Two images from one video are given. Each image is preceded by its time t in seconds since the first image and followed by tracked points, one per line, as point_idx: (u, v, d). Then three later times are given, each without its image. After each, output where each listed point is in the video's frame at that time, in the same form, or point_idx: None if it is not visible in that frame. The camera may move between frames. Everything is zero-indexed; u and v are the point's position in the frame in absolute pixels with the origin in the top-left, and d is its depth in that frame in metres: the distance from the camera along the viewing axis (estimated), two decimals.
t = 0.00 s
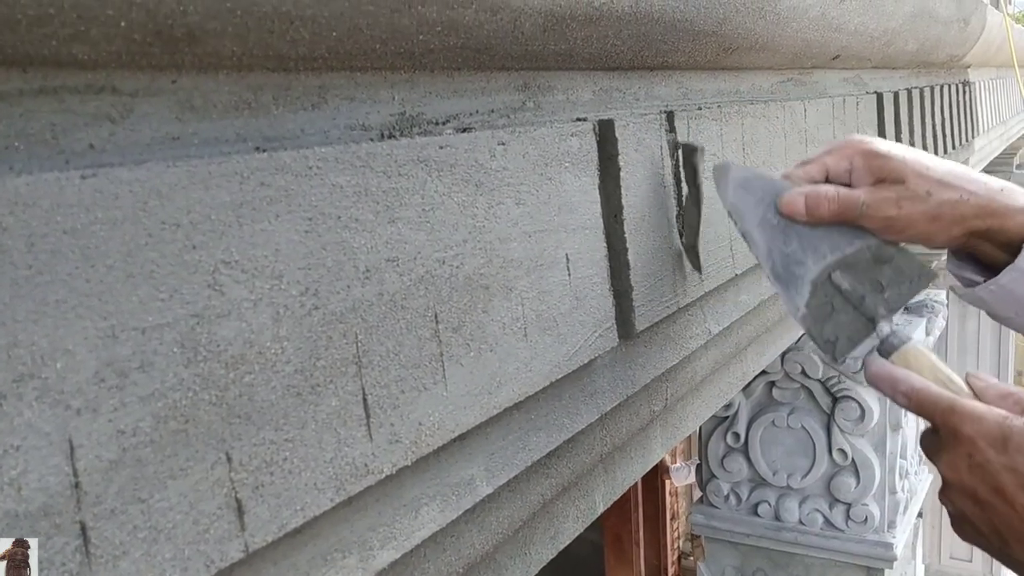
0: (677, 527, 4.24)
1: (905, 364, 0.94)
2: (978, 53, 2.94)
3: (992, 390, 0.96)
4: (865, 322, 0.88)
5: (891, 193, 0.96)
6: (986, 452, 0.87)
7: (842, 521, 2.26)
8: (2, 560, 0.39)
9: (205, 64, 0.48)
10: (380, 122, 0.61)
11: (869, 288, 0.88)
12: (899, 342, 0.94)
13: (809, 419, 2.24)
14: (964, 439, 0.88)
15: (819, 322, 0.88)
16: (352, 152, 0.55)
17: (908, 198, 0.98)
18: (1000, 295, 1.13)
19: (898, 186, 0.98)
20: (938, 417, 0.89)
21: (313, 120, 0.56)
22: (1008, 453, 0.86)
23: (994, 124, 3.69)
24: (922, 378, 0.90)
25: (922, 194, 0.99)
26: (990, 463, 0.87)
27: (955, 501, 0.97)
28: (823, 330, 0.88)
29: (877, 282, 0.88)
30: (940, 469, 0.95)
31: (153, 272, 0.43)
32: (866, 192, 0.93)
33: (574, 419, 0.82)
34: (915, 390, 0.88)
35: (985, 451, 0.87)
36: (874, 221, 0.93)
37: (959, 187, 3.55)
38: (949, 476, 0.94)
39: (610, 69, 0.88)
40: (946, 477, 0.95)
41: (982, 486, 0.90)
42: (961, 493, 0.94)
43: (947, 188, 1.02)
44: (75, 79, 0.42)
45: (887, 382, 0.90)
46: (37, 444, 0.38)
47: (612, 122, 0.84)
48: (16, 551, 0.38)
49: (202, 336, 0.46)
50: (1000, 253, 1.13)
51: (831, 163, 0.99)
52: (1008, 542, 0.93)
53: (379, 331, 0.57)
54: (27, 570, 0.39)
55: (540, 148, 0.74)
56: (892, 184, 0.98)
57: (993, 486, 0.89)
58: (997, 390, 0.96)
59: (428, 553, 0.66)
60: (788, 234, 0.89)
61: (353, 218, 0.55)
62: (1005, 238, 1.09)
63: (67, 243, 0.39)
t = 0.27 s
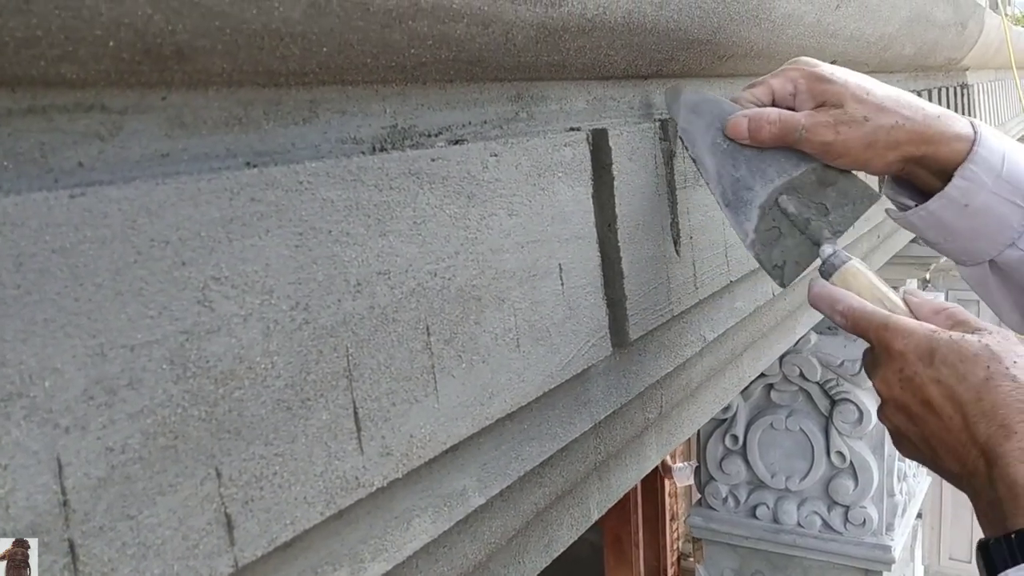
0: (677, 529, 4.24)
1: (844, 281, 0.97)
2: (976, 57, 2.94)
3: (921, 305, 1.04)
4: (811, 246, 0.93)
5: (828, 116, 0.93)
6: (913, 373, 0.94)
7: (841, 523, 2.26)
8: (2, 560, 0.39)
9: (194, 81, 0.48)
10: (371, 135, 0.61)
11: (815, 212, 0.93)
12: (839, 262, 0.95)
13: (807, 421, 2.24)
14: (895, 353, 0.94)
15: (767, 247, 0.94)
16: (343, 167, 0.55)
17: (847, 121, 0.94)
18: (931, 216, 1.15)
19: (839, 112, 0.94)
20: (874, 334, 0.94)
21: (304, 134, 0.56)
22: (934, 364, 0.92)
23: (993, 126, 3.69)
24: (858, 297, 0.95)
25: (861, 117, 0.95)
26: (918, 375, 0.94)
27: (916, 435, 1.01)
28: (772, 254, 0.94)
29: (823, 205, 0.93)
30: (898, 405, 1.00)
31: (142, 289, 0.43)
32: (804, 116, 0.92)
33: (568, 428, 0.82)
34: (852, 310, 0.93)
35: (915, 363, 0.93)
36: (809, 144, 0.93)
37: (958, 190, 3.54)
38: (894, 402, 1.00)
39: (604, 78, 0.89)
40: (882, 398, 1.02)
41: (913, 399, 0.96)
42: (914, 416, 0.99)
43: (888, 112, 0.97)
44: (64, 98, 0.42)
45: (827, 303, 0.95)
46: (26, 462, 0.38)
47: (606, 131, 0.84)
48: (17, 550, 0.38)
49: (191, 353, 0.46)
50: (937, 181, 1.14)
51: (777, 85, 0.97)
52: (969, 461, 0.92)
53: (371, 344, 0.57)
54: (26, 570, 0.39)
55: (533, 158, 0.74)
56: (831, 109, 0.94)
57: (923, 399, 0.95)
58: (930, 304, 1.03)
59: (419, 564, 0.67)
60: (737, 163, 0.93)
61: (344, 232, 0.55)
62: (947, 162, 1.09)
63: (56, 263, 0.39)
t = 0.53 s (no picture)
0: (677, 530, 4.24)
1: (871, 397, 0.90)
2: (976, 57, 2.94)
3: (951, 412, 0.96)
4: (829, 356, 0.89)
5: (818, 232, 0.91)
6: (949, 489, 0.89)
7: (840, 523, 2.26)
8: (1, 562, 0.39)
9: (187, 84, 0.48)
10: (367, 137, 0.61)
11: (827, 322, 0.90)
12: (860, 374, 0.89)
13: (807, 422, 2.23)
14: (926, 471, 0.89)
15: (786, 360, 0.92)
16: (338, 169, 0.55)
17: (838, 235, 0.92)
18: (938, 306, 1.13)
19: (828, 225, 0.92)
20: (904, 452, 0.88)
21: (298, 137, 0.56)
22: (968, 481, 0.88)
23: (993, 127, 3.69)
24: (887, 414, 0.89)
25: (851, 228, 0.93)
26: (956, 493, 0.89)
27: (954, 544, 0.97)
28: (789, 368, 0.92)
29: (832, 313, 0.90)
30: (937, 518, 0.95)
31: (135, 292, 0.43)
32: (792, 235, 0.91)
33: (565, 430, 0.82)
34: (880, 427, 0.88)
35: (949, 482, 0.89)
36: (805, 260, 0.91)
37: (957, 190, 3.54)
38: (932, 519, 0.96)
39: (600, 80, 0.89)
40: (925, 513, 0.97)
41: (956, 517, 0.92)
42: (955, 531, 0.94)
43: (874, 213, 0.95)
44: (57, 102, 0.42)
45: (854, 419, 0.89)
46: (19, 464, 0.39)
47: (602, 132, 0.84)
48: (17, 550, 0.39)
49: (184, 355, 0.46)
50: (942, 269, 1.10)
51: (763, 205, 0.96)
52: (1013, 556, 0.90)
53: (366, 346, 0.57)
54: (27, 570, 0.39)
55: (529, 160, 0.74)
56: (820, 221, 0.93)
57: (965, 517, 0.91)
58: (958, 409, 0.95)
59: (415, 565, 0.67)
60: (741, 284, 0.93)
61: (339, 233, 0.55)
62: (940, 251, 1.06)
63: (49, 265, 0.40)
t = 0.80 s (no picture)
0: (677, 530, 4.24)
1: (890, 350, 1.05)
2: (975, 57, 2.95)
3: (974, 375, 1.05)
4: (850, 307, 0.95)
5: (870, 180, 0.96)
6: (968, 448, 0.94)
7: (840, 523, 2.26)
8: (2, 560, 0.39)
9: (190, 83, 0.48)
10: (368, 136, 0.62)
11: (854, 275, 0.94)
12: (885, 328, 1.05)
13: (807, 422, 2.24)
14: (948, 424, 0.94)
15: (807, 306, 0.94)
16: (339, 167, 0.55)
17: (888, 183, 0.96)
18: (982, 279, 1.15)
19: (879, 172, 0.97)
20: (925, 406, 0.95)
21: (300, 136, 0.56)
22: (990, 441, 0.92)
23: (992, 126, 3.69)
24: (906, 366, 0.98)
25: (905, 181, 0.97)
26: (974, 450, 0.93)
27: (965, 498, 1.00)
28: (811, 313, 0.94)
29: (862, 268, 0.94)
30: (947, 471, 0.99)
31: (138, 290, 0.43)
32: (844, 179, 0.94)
33: (566, 429, 0.82)
34: (898, 379, 0.96)
35: (969, 438, 0.93)
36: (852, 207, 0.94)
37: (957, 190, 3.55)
38: (943, 473, 1.00)
39: (601, 79, 0.89)
40: (936, 471, 1.01)
41: (969, 475, 0.96)
42: (971, 490, 0.98)
43: (931, 176, 1.00)
44: (60, 100, 0.43)
45: (875, 368, 0.98)
46: (22, 462, 0.39)
47: (603, 132, 0.84)
48: (17, 550, 0.39)
49: (187, 353, 0.46)
50: (983, 243, 1.15)
51: (815, 151, 0.99)
52: None
53: (367, 344, 0.57)
54: (27, 570, 0.39)
55: (530, 159, 0.74)
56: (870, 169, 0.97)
57: (978, 474, 0.95)
58: (980, 373, 1.04)
59: (417, 564, 0.67)
60: (773, 226, 0.93)
61: (341, 232, 0.55)
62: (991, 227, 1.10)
63: (52, 263, 0.40)
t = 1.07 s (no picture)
0: (677, 531, 4.24)
1: (846, 283, 1.00)
2: (976, 57, 2.94)
3: (925, 306, 1.05)
4: (814, 245, 0.96)
5: (829, 117, 0.94)
6: (914, 377, 0.96)
7: (841, 523, 2.26)
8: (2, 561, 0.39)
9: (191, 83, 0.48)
10: (370, 136, 0.61)
11: (817, 212, 0.96)
12: (842, 260, 0.98)
13: (807, 421, 2.24)
14: (896, 352, 0.96)
15: (771, 245, 0.98)
16: (341, 167, 0.55)
17: (848, 121, 0.95)
18: (932, 220, 1.19)
19: (839, 110, 0.95)
20: (875, 334, 0.96)
21: (301, 136, 0.56)
22: (935, 365, 0.94)
23: (993, 126, 3.69)
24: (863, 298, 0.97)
25: (865, 120, 0.96)
26: (920, 376, 0.95)
27: (916, 425, 1.02)
28: (776, 253, 0.97)
29: (825, 204, 0.96)
30: (898, 395, 1.01)
31: (140, 291, 0.43)
32: (805, 116, 0.93)
33: (567, 429, 0.82)
34: (853, 311, 0.96)
35: (916, 363, 0.95)
36: (811, 143, 0.93)
37: (958, 190, 3.54)
38: (894, 397, 1.02)
39: (603, 79, 0.89)
40: (885, 395, 1.04)
41: (916, 397, 0.98)
42: (918, 414, 1.00)
43: (891, 114, 0.98)
44: (62, 99, 0.42)
45: (831, 302, 0.98)
46: (24, 463, 0.39)
47: (605, 131, 0.84)
48: (17, 550, 0.39)
49: (188, 354, 0.46)
50: (937, 185, 1.17)
51: (780, 87, 0.99)
52: (968, 454, 0.95)
53: (369, 345, 0.57)
54: (26, 570, 0.39)
55: (532, 159, 0.74)
56: (832, 108, 0.96)
57: (925, 399, 0.97)
58: (933, 305, 1.05)
59: (418, 564, 0.67)
60: (740, 162, 0.95)
61: (342, 233, 0.55)
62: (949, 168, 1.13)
63: (53, 264, 0.40)
